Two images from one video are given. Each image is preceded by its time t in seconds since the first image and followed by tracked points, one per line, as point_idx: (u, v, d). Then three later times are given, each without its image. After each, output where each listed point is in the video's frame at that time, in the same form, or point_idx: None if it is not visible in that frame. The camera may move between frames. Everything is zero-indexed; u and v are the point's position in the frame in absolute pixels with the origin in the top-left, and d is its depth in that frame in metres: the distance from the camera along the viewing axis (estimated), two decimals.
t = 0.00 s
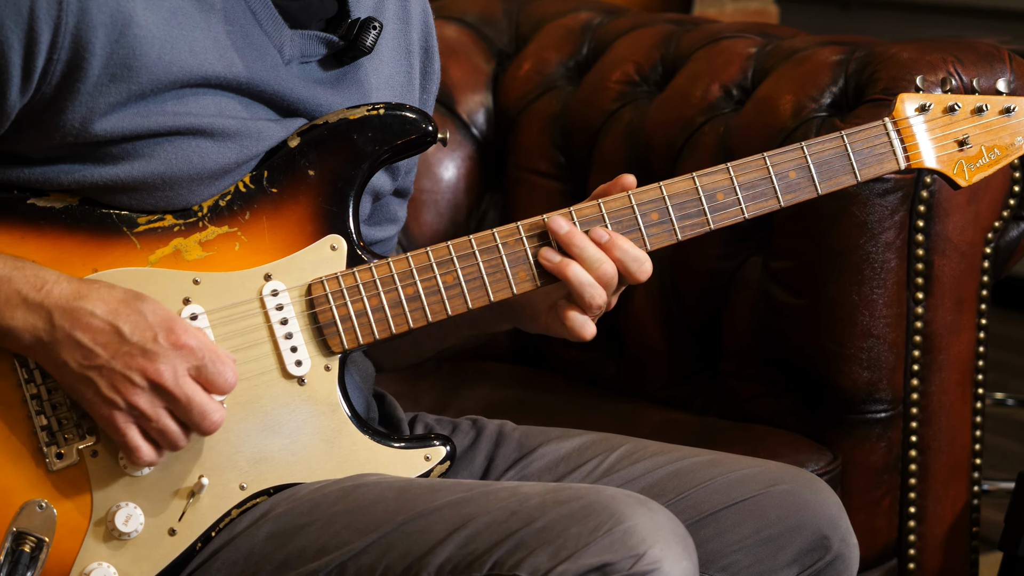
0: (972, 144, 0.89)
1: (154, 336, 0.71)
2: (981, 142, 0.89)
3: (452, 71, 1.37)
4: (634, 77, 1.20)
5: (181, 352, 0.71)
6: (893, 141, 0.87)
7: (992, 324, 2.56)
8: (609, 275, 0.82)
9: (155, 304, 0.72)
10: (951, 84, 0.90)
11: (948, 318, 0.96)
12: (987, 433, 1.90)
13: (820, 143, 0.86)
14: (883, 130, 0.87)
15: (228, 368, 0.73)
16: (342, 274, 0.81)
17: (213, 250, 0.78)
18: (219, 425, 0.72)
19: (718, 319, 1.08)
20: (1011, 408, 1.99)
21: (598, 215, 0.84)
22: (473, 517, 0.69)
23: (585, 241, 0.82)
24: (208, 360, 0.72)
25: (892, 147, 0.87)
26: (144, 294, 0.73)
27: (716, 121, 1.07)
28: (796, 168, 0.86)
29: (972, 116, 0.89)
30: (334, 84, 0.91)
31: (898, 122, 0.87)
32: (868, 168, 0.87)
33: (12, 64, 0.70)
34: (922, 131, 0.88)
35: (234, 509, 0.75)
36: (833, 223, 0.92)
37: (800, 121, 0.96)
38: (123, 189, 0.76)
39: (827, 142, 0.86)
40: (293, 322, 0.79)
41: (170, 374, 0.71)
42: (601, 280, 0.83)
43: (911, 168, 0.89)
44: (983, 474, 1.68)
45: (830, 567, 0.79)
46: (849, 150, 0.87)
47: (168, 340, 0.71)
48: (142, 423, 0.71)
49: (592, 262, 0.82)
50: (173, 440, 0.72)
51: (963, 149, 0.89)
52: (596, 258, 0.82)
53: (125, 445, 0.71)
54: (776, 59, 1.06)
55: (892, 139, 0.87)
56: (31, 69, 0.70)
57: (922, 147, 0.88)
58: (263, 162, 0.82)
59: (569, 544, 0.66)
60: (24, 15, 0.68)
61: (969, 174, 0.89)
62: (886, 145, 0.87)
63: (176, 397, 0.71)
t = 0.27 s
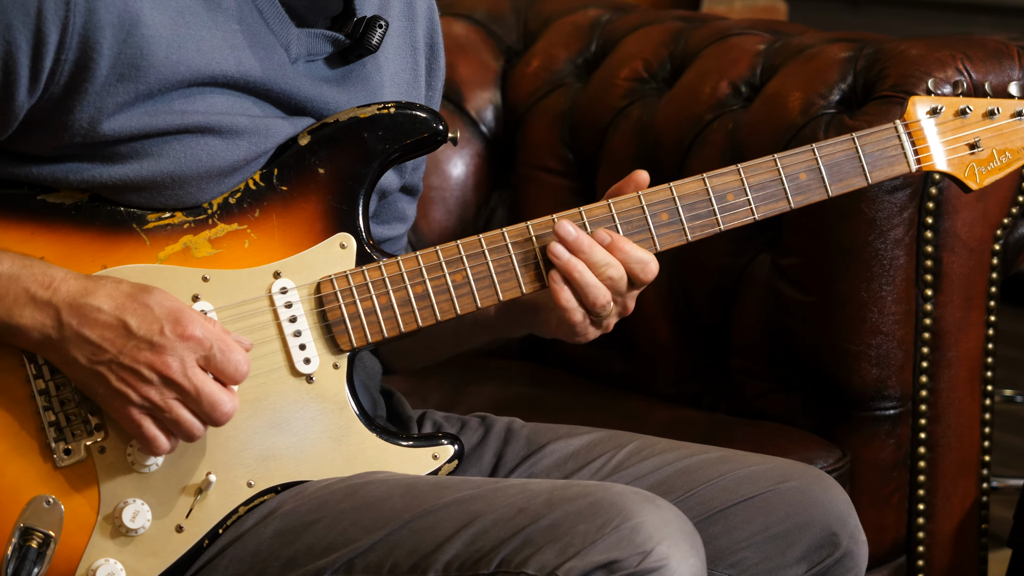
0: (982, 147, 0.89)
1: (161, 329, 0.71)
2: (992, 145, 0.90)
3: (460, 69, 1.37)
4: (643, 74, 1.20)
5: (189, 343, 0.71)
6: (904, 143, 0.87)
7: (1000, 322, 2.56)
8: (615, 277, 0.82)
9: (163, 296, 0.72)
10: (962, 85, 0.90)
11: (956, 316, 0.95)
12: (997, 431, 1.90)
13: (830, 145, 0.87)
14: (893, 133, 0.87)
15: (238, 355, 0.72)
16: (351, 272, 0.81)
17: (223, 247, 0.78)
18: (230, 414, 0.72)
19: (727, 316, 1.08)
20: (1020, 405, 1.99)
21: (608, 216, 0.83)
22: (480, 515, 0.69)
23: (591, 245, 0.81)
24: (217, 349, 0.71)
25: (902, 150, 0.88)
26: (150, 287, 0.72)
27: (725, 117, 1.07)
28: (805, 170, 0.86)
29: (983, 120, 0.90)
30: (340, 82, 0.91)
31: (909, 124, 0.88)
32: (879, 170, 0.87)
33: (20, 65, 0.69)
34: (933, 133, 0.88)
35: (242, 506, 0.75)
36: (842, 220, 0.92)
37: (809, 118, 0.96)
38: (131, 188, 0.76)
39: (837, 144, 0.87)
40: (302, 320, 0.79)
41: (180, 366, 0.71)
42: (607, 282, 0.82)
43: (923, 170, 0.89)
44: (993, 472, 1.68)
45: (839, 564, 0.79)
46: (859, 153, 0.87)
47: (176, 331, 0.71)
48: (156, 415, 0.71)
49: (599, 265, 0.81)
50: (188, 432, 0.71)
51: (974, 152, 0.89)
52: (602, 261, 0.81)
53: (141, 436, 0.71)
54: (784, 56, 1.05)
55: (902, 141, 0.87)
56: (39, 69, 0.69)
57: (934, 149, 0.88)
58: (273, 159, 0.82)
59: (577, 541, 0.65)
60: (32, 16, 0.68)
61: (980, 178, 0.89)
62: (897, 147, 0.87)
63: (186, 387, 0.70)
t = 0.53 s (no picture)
0: (986, 141, 0.89)
1: (166, 334, 0.70)
2: (995, 138, 0.90)
3: (468, 66, 1.37)
4: (651, 72, 1.20)
5: (193, 349, 0.71)
6: (908, 137, 0.87)
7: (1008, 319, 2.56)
8: (622, 270, 0.81)
9: (170, 302, 0.72)
10: (967, 80, 0.90)
11: (965, 313, 0.96)
12: (1007, 428, 1.90)
13: (835, 139, 0.86)
14: (897, 127, 0.87)
15: (243, 363, 0.72)
16: (357, 270, 0.80)
17: (229, 246, 0.77)
18: (231, 422, 0.71)
19: (736, 314, 1.09)
20: None
21: (613, 213, 0.83)
22: (489, 513, 0.69)
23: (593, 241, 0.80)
24: (223, 355, 0.71)
25: (907, 144, 0.87)
26: (157, 292, 0.72)
27: (733, 115, 1.07)
28: (810, 165, 0.86)
29: (986, 113, 0.90)
30: (350, 80, 0.91)
31: (913, 118, 0.87)
32: (883, 163, 0.87)
33: (32, 63, 0.69)
34: (937, 127, 0.88)
35: (250, 505, 0.75)
36: (850, 218, 0.92)
37: (817, 116, 0.96)
38: (140, 186, 0.76)
39: (841, 138, 0.86)
40: (308, 318, 0.78)
41: (183, 371, 0.70)
42: (613, 278, 0.81)
43: (926, 164, 0.88)
44: (1003, 468, 1.68)
45: (847, 562, 0.79)
46: (863, 147, 0.87)
47: (181, 337, 0.70)
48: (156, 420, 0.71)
49: (604, 260, 0.80)
50: (188, 439, 0.71)
51: (977, 145, 0.89)
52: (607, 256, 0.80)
53: (140, 441, 0.71)
54: (793, 53, 1.05)
55: (906, 135, 0.87)
56: (51, 68, 0.69)
57: (937, 143, 0.88)
58: (280, 158, 0.82)
59: (586, 540, 0.65)
60: (44, 14, 0.67)
61: (983, 171, 0.89)
62: (901, 141, 0.87)
63: (189, 394, 0.70)
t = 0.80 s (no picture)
0: (992, 139, 0.89)
1: (174, 324, 0.71)
2: (1002, 137, 0.90)
3: (475, 66, 1.37)
4: (657, 71, 1.20)
5: (202, 337, 0.71)
6: (915, 136, 0.87)
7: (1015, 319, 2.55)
8: (632, 270, 0.81)
9: (176, 292, 0.72)
10: (973, 78, 0.89)
11: (972, 312, 0.95)
12: (1014, 428, 1.90)
13: (842, 138, 0.86)
14: (904, 125, 0.87)
15: (251, 349, 0.72)
16: (364, 269, 0.80)
17: (236, 245, 0.77)
18: (245, 406, 0.72)
19: (743, 314, 1.09)
20: None
21: (621, 211, 0.83)
22: (496, 512, 0.69)
23: (601, 242, 0.80)
24: (230, 342, 0.71)
25: (914, 142, 0.87)
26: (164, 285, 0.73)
27: (740, 115, 1.07)
28: (818, 163, 0.86)
29: (992, 111, 0.90)
30: (356, 79, 0.91)
31: (920, 116, 0.87)
32: (890, 161, 0.87)
33: (37, 61, 0.68)
34: (944, 126, 0.88)
35: (257, 504, 0.75)
36: (857, 217, 0.92)
37: (823, 116, 0.96)
38: (146, 184, 0.76)
39: (849, 136, 0.86)
40: (316, 318, 0.78)
41: (194, 360, 0.71)
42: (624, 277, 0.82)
43: (933, 162, 0.88)
44: (1010, 468, 1.68)
45: (855, 562, 0.79)
46: (871, 145, 0.87)
47: (190, 326, 0.71)
48: (171, 410, 0.71)
49: (613, 260, 0.80)
50: (203, 426, 0.71)
51: (984, 143, 0.89)
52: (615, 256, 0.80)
53: (154, 433, 0.71)
54: (799, 53, 1.05)
55: (914, 134, 0.87)
56: (57, 65, 0.69)
57: (944, 142, 0.88)
58: (286, 157, 0.82)
59: (593, 538, 0.65)
60: (51, 12, 0.67)
61: (991, 169, 0.89)
62: (908, 139, 0.87)
63: (201, 381, 0.71)
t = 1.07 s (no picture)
0: (995, 134, 0.88)
1: (179, 320, 0.71)
2: (1005, 133, 0.89)
3: (482, 67, 1.37)
4: (665, 72, 1.20)
5: (206, 333, 0.71)
6: (917, 132, 0.87)
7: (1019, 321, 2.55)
8: (637, 262, 0.80)
9: (181, 291, 0.72)
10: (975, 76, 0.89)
11: (979, 313, 0.95)
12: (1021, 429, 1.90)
13: (843, 135, 0.86)
14: (906, 122, 0.87)
15: (256, 345, 0.72)
16: (367, 269, 0.80)
17: (239, 246, 0.77)
18: (249, 402, 0.73)
19: (750, 314, 1.09)
20: None
21: (623, 210, 0.83)
22: (501, 512, 0.68)
23: (604, 234, 0.80)
24: (235, 338, 0.71)
25: (916, 139, 0.87)
26: (167, 283, 0.73)
27: (747, 115, 1.07)
28: (819, 160, 0.86)
29: (994, 107, 0.90)
30: (358, 82, 0.90)
31: (922, 113, 0.87)
32: (892, 158, 0.87)
33: (40, 63, 0.68)
34: (946, 123, 0.88)
35: (262, 505, 0.75)
36: (864, 217, 0.92)
37: (830, 116, 0.96)
38: (148, 186, 0.75)
39: (851, 134, 0.86)
40: (319, 318, 0.78)
41: (198, 356, 0.71)
42: (630, 271, 0.81)
43: (936, 159, 0.88)
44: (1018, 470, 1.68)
45: (862, 563, 0.79)
46: (873, 143, 0.87)
47: (194, 322, 0.71)
48: (176, 407, 0.71)
49: (619, 252, 0.79)
50: (208, 422, 0.71)
51: (986, 139, 0.88)
52: (621, 248, 0.79)
53: (159, 430, 0.70)
54: (807, 53, 1.05)
55: (915, 130, 0.87)
56: (60, 68, 0.69)
57: (946, 138, 0.87)
58: (288, 158, 0.82)
59: (598, 537, 0.65)
60: (53, 14, 0.67)
61: (993, 165, 0.88)
62: (910, 136, 0.87)
63: (207, 377, 0.71)
